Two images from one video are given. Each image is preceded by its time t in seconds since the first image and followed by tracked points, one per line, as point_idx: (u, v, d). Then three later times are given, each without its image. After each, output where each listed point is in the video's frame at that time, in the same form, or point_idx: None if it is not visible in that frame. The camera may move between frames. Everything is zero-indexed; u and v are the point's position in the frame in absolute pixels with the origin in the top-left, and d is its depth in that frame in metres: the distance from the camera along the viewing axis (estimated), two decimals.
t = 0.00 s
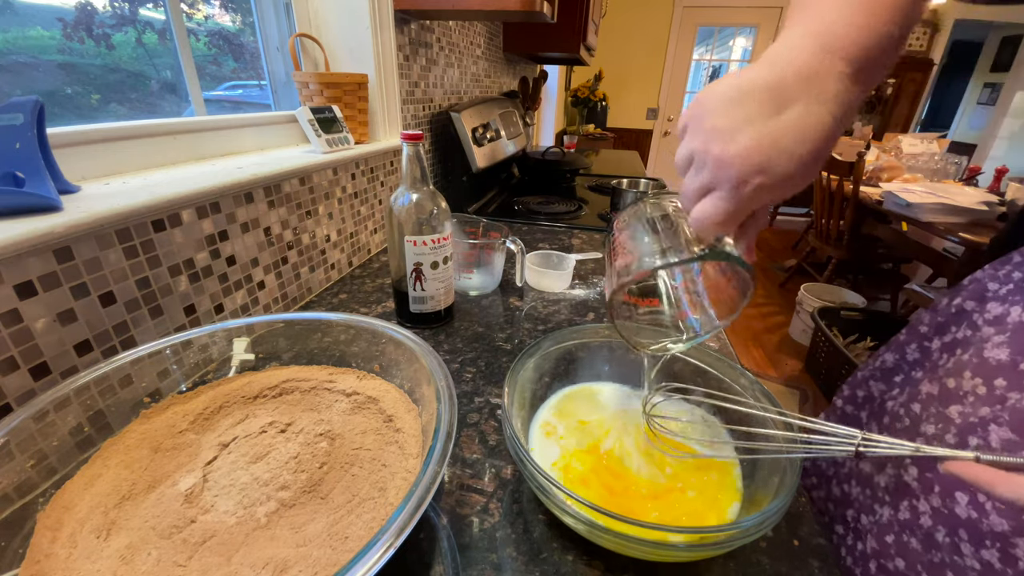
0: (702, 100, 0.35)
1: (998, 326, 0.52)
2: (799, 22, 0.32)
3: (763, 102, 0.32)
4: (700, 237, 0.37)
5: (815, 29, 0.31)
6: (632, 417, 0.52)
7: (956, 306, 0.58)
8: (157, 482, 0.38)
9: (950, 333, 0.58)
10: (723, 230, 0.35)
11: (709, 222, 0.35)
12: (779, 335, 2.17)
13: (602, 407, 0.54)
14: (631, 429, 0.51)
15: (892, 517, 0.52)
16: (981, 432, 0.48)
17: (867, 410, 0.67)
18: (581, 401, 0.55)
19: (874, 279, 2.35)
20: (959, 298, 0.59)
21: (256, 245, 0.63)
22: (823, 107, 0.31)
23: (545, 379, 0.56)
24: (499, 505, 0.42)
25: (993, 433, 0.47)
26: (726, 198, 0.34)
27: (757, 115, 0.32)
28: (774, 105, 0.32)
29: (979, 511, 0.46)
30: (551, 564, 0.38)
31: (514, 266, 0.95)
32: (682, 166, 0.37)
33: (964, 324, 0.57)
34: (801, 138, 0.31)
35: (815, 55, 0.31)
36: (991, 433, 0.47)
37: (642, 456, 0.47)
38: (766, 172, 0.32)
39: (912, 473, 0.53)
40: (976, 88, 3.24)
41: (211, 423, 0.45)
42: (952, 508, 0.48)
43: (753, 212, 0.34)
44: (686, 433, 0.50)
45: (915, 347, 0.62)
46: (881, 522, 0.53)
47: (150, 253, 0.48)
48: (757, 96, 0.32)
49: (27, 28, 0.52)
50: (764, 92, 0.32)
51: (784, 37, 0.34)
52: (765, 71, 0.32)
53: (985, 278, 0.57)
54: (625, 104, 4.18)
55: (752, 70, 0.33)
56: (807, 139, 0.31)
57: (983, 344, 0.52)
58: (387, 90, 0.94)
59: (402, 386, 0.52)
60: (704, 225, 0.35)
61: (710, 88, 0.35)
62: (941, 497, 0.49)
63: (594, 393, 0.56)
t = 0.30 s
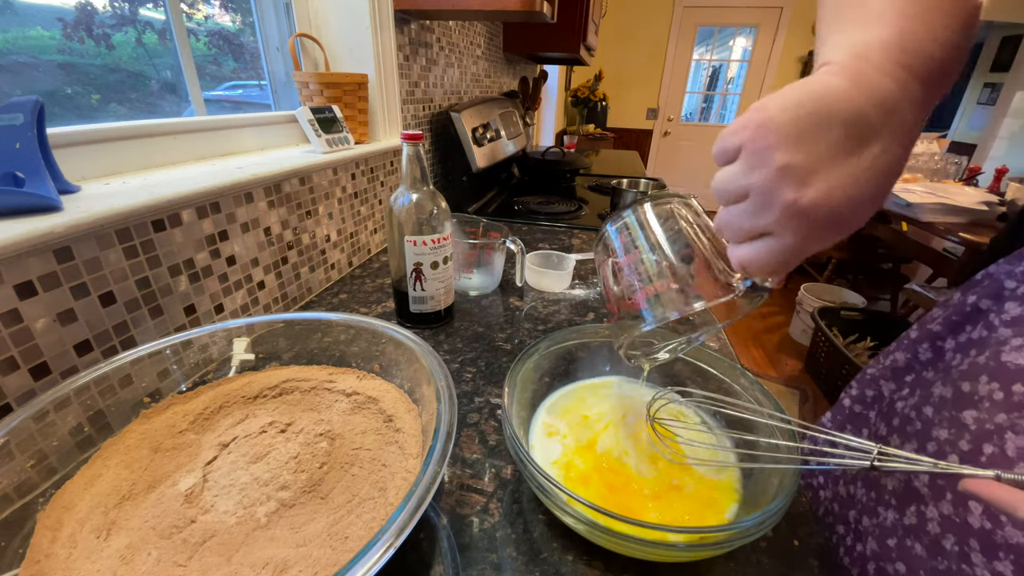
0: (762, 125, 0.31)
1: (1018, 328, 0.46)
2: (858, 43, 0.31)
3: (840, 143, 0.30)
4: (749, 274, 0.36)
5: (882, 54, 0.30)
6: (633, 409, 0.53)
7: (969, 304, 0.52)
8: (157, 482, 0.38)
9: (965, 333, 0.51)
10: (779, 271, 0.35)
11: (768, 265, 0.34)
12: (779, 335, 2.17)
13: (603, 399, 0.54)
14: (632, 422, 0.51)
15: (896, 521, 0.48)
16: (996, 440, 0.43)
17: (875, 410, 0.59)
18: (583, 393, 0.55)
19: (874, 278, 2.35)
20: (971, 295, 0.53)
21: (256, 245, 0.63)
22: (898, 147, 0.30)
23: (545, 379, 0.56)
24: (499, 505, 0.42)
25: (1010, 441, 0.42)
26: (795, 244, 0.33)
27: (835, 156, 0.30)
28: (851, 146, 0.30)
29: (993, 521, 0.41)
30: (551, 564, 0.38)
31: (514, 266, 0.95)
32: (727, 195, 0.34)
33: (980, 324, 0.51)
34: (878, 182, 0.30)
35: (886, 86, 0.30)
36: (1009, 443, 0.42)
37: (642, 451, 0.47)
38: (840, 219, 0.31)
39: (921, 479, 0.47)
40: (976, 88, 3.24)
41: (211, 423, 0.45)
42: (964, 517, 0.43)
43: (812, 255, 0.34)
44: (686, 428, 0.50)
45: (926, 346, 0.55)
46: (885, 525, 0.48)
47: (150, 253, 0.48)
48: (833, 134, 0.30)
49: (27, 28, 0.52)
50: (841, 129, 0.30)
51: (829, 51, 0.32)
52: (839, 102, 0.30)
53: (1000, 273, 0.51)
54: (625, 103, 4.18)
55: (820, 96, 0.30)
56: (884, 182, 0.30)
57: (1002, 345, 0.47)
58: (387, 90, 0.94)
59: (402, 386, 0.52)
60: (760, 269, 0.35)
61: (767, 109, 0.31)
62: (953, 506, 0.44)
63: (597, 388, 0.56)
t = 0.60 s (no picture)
0: (801, 109, 0.32)
1: None
2: (893, 25, 0.31)
3: (877, 131, 0.31)
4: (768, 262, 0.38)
5: (919, 38, 0.31)
6: (631, 414, 0.52)
7: (980, 299, 0.52)
8: (157, 482, 0.38)
9: (974, 328, 0.51)
10: (801, 260, 0.37)
11: (792, 253, 0.36)
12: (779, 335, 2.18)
13: (600, 401, 0.54)
14: (630, 426, 0.50)
15: (901, 518, 0.48)
16: (1003, 437, 0.43)
17: (879, 405, 0.59)
18: (580, 395, 0.55)
19: (874, 278, 2.35)
20: (982, 290, 0.52)
21: (257, 245, 0.63)
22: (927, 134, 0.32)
23: (545, 379, 0.56)
24: (499, 505, 0.42)
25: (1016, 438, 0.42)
26: (820, 233, 0.34)
27: (869, 145, 0.31)
28: (885, 134, 0.31)
29: (997, 518, 0.40)
30: (551, 564, 0.38)
31: (514, 266, 0.95)
32: (756, 179, 0.36)
33: (990, 319, 0.50)
34: (905, 171, 0.32)
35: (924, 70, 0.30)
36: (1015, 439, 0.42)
37: (642, 455, 0.46)
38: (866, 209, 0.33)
39: (925, 475, 0.47)
40: (976, 88, 3.23)
41: (210, 423, 0.45)
42: (966, 514, 0.43)
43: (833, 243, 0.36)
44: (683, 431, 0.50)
45: (934, 341, 0.54)
46: (889, 521, 0.48)
47: (150, 253, 0.48)
48: (870, 122, 0.31)
49: (27, 28, 0.52)
50: (880, 115, 0.31)
51: (869, 27, 0.32)
52: (881, 88, 0.30)
53: (1012, 269, 0.50)
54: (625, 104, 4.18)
55: (862, 81, 0.30)
56: (911, 171, 0.32)
57: (1012, 340, 0.46)
58: (387, 90, 0.94)
59: (402, 386, 0.52)
60: (782, 258, 0.37)
61: (807, 91, 0.32)
62: (956, 502, 0.44)
63: (597, 389, 0.56)
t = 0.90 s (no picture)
0: (798, 96, 0.32)
1: None
2: (889, 14, 0.32)
3: (874, 116, 0.31)
4: (774, 252, 0.38)
5: (914, 26, 0.31)
6: (630, 413, 0.52)
7: (985, 296, 0.50)
8: (157, 482, 0.38)
9: (980, 325, 0.50)
10: (806, 249, 0.36)
11: (797, 241, 0.36)
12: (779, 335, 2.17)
13: (599, 400, 0.54)
14: (630, 425, 0.50)
15: (900, 513, 0.48)
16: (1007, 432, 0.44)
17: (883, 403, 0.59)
18: (579, 394, 0.54)
19: (874, 279, 2.35)
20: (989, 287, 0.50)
21: (257, 245, 0.63)
22: (925, 120, 0.32)
23: (545, 379, 0.56)
24: (499, 505, 0.42)
25: None
26: (823, 219, 0.34)
27: (868, 128, 0.31)
28: (882, 119, 0.31)
29: (996, 512, 0.41)
30: (551, 564, 0.38)
31: (514, 266, 0.95)
32: (758, 167, 0.35)
33: (995, 316, 0.49)
34: (906, 155, 0.32)
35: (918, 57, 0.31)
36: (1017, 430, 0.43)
37: (641, 453, 0.46)
38: (871, 193, 0.32)
39: (924, 470, 0.47)
40: (976, 88, 3.23)
41: (210, 423, 0.45)
42: (966, 508, 0.43)
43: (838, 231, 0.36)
44: (682, 431, 0.50)
45: (939, 338, 0.54)
46: (888, 516, 0.48)
47: (150, 253, 0.48)
48: (868, 106, 0.31)
49: (27, 28, 0.52)
50: (877, 100, 0.31)
51: (862, 19, 0.33)
52: (875, 75, 0.31)
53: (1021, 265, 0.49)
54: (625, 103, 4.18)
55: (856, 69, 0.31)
56: (911, 156, 0.32)
57: (1016, 336, 0.46)
58: (387, 90, 0.94)
59: (402, 386, 0.52)
60: (788, 246, 0.36)
61: (804, 79, 0.32)
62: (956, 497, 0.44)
63: (596, 387, 0.56)
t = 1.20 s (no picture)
0: (810, 107, 0.31)
1: None
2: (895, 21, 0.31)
3: (885, 126, 0.30)
4: (784, 260, 0.36)
5: (921, 39, 0.31)
6: (631, 415, 0.52)
7: (988, 299, 0.50)
8: (157, 482, 0.38)
9: (983, 329, 0.50)
10: (817, 257, 0.34)
11: (808, 250, 0.34)
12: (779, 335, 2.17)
13: (599, 402, 0.54)
14: (630, 426, 0.50)
15: (902, 516, 0.47)
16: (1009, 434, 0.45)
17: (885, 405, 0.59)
18: (579, 395, 0.55)
19: (874, 279, 2.36)
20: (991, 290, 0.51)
21: (256, 245, 0.63)
22: (930, 130, 0.31)
23: (545, 379, 0.56)
24: (499, 505, 0.42)
25: None
26: (837, 229, 0.32)
27: (880, 139, 0.30)
28: (894, 130, 0.30)
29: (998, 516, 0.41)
30: (551, 564, 0.38)
31: (514, 266, 0.95)
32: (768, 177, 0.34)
33: (998, 320, 0.49)
34: (915, 165, 0.31)
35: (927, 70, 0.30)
36: None
37: (642, 455, 0.46)
38: (882, 201, 0.31)
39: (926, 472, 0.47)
40: (976, 88, 3.23)
41: (211, 423, 0.45)
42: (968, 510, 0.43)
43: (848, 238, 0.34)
44: (682, 432, 0.50)
45: (941, 342, 0.53)
46: (891, 519, 0.48)
47: (150, 253, 0.48)
48: (879, 117, 0.30)
49: (27, 28, 0.52)
50: (888, 112, 0.30)
51: (868, 34, 0.32)
52: (886, 87, 0.30)
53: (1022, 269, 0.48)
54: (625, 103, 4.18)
55: (868, 80, 0.30)
56: (919, 167, 0.31)
57: (1018, 338, 0.46)
58: (387, 90, 0.94)
59: (402, 386, 0.52)
60: (799, 255, 0.35)
61: (815, 90, 0.31)
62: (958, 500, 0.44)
63: (595, 388, 0.56)
